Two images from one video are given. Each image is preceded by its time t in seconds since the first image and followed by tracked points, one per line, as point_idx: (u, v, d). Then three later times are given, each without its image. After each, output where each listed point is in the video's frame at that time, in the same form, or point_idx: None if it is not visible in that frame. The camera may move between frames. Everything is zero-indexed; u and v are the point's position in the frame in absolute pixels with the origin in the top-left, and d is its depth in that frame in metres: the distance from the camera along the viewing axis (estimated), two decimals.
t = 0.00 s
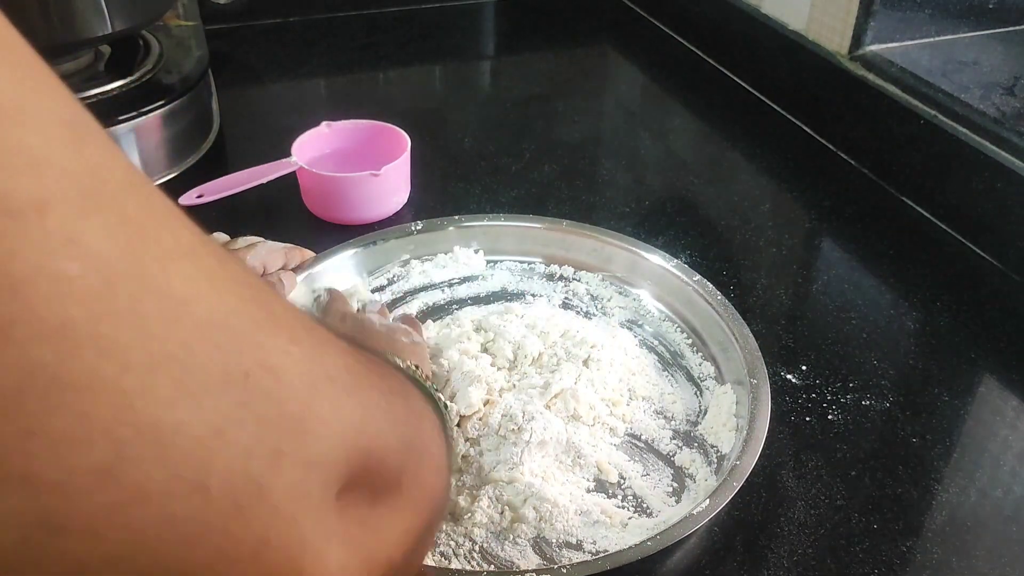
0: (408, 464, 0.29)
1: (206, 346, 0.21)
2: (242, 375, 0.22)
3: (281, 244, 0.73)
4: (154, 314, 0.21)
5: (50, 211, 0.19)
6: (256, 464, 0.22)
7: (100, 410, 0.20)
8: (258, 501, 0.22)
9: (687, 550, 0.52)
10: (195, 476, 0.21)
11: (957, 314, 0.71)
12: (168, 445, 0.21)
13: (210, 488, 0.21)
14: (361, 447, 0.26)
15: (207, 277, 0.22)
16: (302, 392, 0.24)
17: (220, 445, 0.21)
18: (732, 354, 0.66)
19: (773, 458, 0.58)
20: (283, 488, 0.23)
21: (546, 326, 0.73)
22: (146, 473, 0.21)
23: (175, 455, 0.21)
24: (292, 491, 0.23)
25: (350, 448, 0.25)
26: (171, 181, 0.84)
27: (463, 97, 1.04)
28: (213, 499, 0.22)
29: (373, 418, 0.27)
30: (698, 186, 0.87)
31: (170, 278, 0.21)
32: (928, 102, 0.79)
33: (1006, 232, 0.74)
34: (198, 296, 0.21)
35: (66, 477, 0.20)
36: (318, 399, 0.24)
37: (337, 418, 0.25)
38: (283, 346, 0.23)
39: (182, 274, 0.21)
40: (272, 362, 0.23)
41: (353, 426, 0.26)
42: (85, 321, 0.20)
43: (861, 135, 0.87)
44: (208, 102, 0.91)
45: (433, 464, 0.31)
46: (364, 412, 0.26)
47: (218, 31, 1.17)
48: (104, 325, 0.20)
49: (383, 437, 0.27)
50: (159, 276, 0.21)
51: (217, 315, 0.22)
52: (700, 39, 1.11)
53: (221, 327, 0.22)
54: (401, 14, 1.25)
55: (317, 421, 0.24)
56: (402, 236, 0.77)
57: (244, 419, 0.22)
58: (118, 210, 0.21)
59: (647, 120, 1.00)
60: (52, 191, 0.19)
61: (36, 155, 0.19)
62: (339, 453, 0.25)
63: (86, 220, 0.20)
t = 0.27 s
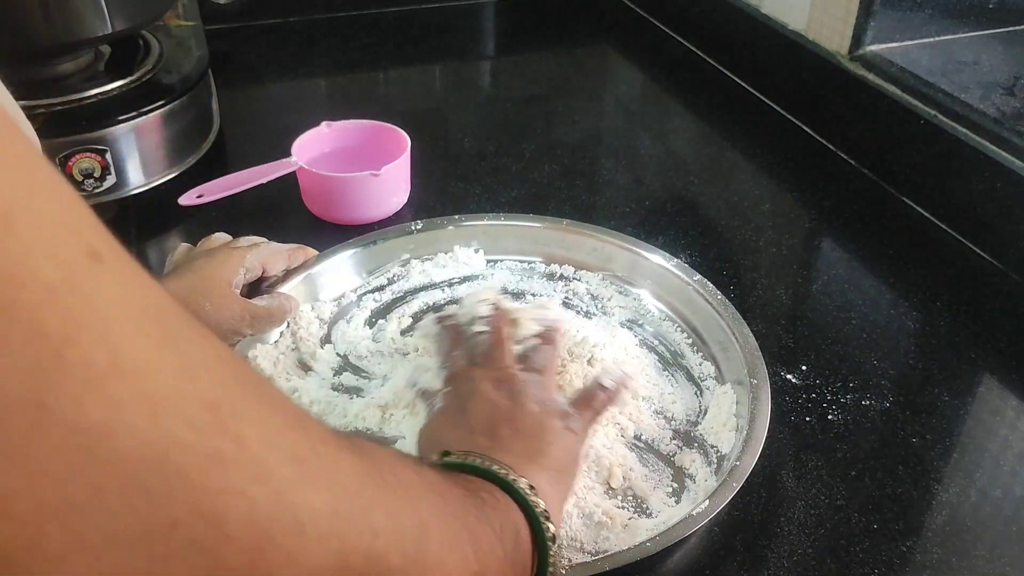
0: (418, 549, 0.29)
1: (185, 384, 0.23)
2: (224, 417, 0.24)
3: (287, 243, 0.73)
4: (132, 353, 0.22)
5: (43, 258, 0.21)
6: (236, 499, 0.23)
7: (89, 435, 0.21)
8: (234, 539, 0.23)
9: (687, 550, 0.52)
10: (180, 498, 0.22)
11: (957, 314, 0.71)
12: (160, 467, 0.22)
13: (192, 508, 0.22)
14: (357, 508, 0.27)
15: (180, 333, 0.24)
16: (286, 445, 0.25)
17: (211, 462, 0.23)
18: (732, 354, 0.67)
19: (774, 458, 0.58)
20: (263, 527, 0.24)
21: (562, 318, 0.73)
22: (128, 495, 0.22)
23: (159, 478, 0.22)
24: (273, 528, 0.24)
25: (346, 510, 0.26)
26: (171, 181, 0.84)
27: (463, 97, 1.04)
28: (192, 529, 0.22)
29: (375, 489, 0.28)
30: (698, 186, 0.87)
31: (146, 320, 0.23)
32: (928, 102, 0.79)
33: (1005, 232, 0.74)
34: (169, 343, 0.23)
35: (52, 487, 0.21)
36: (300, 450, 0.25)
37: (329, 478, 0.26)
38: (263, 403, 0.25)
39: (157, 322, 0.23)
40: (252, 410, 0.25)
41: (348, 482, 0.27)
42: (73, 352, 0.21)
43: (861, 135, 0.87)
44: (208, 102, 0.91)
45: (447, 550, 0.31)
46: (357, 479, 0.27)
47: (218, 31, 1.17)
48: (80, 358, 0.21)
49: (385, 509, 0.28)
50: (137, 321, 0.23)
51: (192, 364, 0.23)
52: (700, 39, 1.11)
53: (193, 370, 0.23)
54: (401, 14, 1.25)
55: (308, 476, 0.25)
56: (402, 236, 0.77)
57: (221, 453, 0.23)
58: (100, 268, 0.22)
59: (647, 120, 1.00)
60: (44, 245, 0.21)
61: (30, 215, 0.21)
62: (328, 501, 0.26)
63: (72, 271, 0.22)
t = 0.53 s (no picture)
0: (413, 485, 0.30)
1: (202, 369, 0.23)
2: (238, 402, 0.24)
3: (288, 243, 0.73)
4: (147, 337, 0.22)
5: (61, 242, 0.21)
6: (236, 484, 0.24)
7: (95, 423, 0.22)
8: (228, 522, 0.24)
9: (688, 549, 0.52)
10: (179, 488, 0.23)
11: (957, 314, 0.71)
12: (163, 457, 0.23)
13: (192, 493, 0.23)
14: (357, 474, 0.27)
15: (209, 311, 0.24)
16: (294, 425, 0.25)
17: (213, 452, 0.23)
18: (733, 352, 0.67)
19: (774, 458, 0.58)
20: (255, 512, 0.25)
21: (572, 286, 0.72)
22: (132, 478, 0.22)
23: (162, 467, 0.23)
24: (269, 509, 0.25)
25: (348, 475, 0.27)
26: (171, 180, 0.84)
27: (463, 97, 1.04)
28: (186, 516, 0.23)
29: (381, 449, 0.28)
30: (698, 186, 0.87)
31: (173, 304, 0.23)
32: (928, 102, 0.79)
33: (1005, 232, 0.74)
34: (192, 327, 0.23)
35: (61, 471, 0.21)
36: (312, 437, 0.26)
37: (336, 452, 0.26)
38: (280, 376, 0.25)
39: (182, 305, 0.23)
40: (266, 390, 0.24)
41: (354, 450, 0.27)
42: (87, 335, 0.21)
43: (860, 135, 0.87)
44: (208, 102, 0.91)
45: (443, 486, 0.32)
46: (364, 434, 0.28)
47: (218, 31, 1.17)
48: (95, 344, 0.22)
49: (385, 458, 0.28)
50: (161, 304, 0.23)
51: (212, 346, 0.23)
52: (700, 39, 1.11)
53: (213, 356, 0.23)
54: (401, 14, 1.25)
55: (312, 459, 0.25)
56: (402, 235, 0.77)
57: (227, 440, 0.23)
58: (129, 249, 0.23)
59: (647, 120, 1.00)
60: (71, 225, 0.21)
61: (56, 189, 0.21)
62: (329, 482, 0.26)
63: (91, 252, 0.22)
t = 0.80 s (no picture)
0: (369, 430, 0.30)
1: (171, 345, 0.23)
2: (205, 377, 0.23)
3: (283, 241, 0.74)
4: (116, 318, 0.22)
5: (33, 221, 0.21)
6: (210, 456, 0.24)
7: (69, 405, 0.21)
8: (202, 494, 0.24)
9: (689, 548, 0.52)
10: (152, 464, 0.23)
11: (956, 314, 0.71)
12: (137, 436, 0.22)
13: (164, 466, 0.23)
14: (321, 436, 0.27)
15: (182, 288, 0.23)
16: (268, 420, 0.25)
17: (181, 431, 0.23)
18: (733, 348, 0.67)
19: (774, 458, 0.58)
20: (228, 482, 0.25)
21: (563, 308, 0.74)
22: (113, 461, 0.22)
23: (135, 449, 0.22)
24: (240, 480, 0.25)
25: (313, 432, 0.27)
26: (172, 181, 0.84)
27: (463, 97, 1.04)
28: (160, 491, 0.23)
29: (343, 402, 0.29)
30: (698, 185, 0.87)
31: (142, 287, 0.23)
32: (927, 102, 0.79)
33: (1005, 232, 0.74)
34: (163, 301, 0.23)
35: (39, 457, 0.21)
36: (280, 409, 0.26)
37: (302, 411, 0.26)
38: (250, 351, 0.25)
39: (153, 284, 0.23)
40: (233, 358, 0.24)
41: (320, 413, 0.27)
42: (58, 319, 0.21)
43: (860, 135, 0.87)
44: (208, 102, 0.91)
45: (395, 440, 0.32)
46: (325, 392, 0.28)
47: (218, 31, 1.17)
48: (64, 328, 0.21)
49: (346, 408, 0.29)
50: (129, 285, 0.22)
51: (192, 347, 0.23)
52: (701, 39, 1.11)
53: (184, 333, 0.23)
54: (401, 14, 1.25)
55: (280, 429, 0.26)
56: (402, 235, 0.77)
57: (196, 417, 0.23)
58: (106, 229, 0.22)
59: (647, 120, 1.00)
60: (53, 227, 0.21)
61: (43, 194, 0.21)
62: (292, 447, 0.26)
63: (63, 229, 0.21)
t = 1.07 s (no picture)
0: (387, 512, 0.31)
1: (182, 391, 0.23)
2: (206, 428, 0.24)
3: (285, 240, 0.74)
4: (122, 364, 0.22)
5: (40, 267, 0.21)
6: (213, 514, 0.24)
7: (79, 442, 0.22)
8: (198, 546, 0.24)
9: (688, 548, 0.52)
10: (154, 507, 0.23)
11: (957, 314, 0.71)
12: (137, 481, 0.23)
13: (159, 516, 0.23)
14: (347, 491, 0.28)
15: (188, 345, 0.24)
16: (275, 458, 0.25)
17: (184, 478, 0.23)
18: (732, 348, 0.67)
19: (774, 458, 0.58)
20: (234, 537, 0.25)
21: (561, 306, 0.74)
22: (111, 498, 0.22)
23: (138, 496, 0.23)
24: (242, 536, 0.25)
25: (327, 505, 0.27)
26: (172, 181, 0.84)
27: (463, 97, 1.04)
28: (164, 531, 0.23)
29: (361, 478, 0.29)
30: (698, 185, 0.87)
31: (142, 333, 0.23)
32: (927, 102, 0.79)
33: (1005, 232, 0.74)
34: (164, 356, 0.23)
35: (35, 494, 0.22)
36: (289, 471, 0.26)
37: (319, 484, 0.27)
38: (247, 396, 0.25)
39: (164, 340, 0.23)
40: (231, 403, 0.24)
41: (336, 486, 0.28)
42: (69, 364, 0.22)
43: (860, 135, 0.87)
44: (208, 102, 0.91)
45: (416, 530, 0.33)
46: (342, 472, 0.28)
47: (218, 31, 1.17)
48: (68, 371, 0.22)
49: (368, 487, 0.29)
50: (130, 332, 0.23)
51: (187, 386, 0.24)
52: (700, 39, 1.11)
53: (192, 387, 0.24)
54: (401, 15, 1.25)
55: (290, 492, 0.26)
56: (401, 234, 0.77)
57: (202, 466, 0.24)
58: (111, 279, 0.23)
59: (647, 120, 1.00)
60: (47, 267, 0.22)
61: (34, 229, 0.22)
62: (299, 511, 0.26)
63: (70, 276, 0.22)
